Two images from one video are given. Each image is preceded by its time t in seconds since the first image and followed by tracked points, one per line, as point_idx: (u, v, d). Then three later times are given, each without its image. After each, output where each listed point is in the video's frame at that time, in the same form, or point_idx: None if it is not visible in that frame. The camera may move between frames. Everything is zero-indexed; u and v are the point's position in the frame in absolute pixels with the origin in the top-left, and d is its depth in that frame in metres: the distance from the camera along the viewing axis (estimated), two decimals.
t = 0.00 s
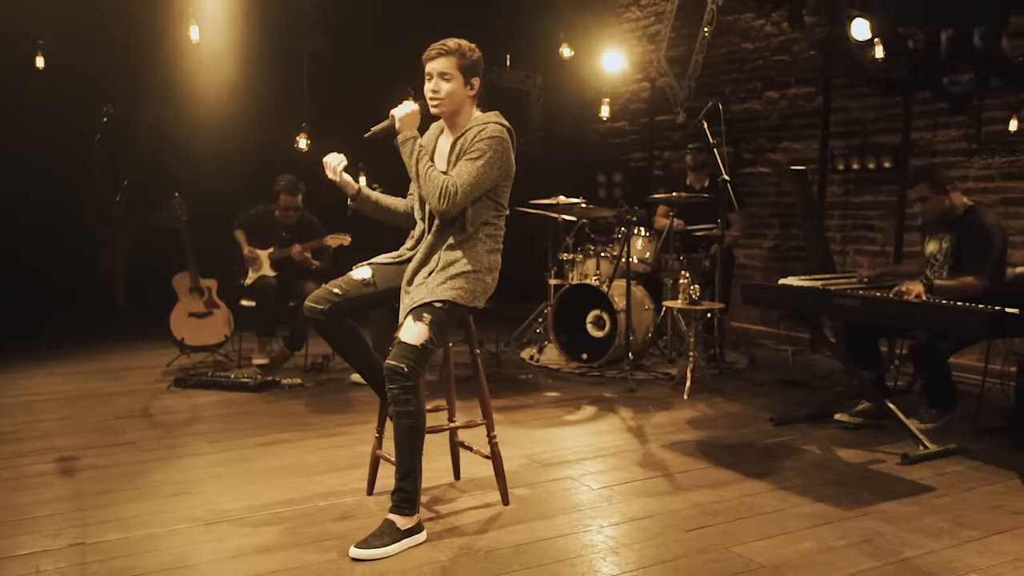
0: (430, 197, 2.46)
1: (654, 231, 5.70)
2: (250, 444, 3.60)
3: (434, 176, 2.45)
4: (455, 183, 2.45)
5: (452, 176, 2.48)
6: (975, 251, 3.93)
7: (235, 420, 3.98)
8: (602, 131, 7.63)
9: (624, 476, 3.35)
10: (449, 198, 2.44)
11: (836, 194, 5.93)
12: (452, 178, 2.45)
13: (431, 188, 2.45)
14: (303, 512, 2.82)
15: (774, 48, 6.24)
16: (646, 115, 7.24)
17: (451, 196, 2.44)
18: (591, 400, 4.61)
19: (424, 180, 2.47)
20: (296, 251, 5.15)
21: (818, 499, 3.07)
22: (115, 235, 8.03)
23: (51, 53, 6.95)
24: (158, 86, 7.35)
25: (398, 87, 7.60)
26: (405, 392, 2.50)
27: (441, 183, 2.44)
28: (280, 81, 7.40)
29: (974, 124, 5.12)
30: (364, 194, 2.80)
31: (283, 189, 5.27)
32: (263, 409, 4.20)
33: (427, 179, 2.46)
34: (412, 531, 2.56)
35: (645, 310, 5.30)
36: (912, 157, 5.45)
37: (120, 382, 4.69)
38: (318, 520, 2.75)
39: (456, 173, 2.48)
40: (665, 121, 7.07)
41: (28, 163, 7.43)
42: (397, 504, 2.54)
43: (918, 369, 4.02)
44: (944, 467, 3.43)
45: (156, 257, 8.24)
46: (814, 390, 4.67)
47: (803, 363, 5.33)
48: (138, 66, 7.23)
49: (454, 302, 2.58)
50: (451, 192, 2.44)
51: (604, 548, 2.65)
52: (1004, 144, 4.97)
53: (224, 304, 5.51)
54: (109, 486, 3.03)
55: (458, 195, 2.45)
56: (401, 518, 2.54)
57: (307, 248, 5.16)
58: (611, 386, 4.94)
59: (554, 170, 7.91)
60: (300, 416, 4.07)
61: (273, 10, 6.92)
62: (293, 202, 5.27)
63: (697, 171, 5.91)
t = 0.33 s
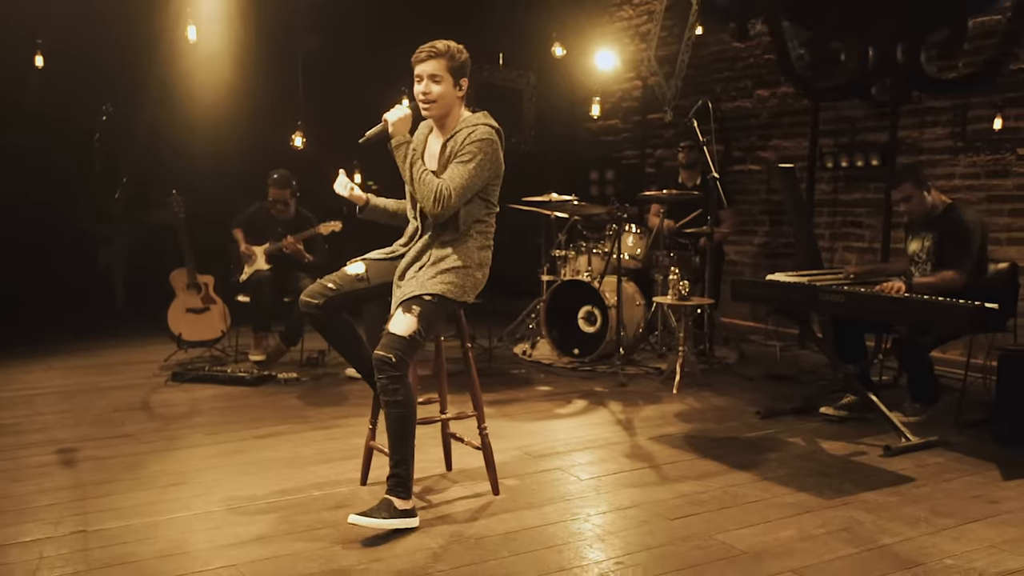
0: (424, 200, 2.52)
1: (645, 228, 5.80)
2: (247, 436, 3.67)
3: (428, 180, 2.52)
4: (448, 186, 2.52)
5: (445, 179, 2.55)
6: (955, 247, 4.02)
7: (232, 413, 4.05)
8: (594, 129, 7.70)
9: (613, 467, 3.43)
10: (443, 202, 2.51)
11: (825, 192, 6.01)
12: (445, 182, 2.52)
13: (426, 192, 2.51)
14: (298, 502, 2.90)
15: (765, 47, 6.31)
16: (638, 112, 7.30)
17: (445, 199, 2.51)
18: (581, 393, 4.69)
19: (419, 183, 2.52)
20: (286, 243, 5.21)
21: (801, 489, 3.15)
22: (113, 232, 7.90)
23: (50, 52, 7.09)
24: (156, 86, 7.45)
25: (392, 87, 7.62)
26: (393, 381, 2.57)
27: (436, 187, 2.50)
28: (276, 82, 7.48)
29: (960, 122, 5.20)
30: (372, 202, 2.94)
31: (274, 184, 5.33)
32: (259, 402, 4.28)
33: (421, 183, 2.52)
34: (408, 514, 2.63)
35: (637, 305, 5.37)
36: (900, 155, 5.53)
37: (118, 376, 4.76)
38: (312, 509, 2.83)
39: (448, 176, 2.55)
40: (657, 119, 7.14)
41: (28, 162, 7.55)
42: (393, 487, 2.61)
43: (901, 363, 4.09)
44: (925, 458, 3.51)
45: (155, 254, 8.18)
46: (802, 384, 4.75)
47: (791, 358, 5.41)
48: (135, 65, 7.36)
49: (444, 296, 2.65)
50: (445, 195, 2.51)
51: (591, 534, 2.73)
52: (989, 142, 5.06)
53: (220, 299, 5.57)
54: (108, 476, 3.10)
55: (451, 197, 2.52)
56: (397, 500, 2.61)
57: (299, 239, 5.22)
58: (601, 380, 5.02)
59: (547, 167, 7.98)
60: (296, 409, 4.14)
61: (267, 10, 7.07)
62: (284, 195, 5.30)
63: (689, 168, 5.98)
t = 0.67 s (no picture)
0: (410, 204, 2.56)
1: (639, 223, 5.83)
2: (242, 429, 3.72)
3: (415, 188, 2.56)
4: (435, 192, 2.57)
5: (431, 182, 2.60)
6: (936, 241, 4.10)
7: (228, 406, 4.11)
8: (590, 126, 7.73)
9: (603, 459, 3.48)
10: (431, 208, 2.56)
11: (817, 188, 6.05)
12: (431, 188, 2.57)
13: (411, 195, 2.54)
14: (292, 493, 2.95)
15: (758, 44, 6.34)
16: (633, 109, 7.34)
17: (432, 202, 2.55)
18: (574, 388, 4.74)
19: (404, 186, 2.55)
20: (284, 234, 5.22)
21: (786, 481, 3.20)
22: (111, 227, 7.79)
23: (48, 48, 7.15)
24: (153, 83, 7.51)
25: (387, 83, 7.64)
26: (388, 377, 2.62)
27: (421, 190, 2.55)
28: (274, 75, 7.60)
29: (949, 119, 5.25)
30: (372, 211, 2.98)
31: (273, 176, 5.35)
32: (255, 396, 4.33)
33: (407, 187, 2.55)
34: (395, 509, 2.69)
35: (630, 300, 5.43)
36: (891, 151, 5.58)
37: (115, 370, 4.81)
38: (305, 500, 2.88)
39: (433, 178, 2.60)
40: (652, 115, 7.18)
41: (32, 155, 7.58)
42: (380, 484, 2.67)
43: (888, 357, 4.15)
44: (910, 451, 3.57)
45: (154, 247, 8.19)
46: (792, 378, 4.80)
47: (783, 353, 5.46)
48: (136, 56, 7.37)
49: (437, 291, 2.69)
50: (431, 198, 2.56)
51: (579, 525, 2.78)
52: (977, 140, 5.11)
53: (217, 294, 5.63)
54: (104, 469, 3.15)
55: (438, 203, 2.57)
56: (384, 497, 2.67)
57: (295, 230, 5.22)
58: (594, 375, 5.07)
59: (542, 163, 8.01)
60: (290, 402, 4.19)
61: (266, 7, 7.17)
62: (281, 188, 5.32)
63: (682, 165, 6.02)
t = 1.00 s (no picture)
0: (400, 211, 2.63)
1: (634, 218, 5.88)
2: (237, 423, 3.78)
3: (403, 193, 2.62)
4: (422, 194, 2.63)
5: (417, 186, 2.65)
6: (929, 240, 4.11)
7: (224, 400, 4.17)
8: (587, 122, 7.78)
9: (592, 452, 3.53)
10: (422, 210, 2.63)
11: (811, 183, 6.08)
12: (419, 190, 2.63)
13: (400, 203, 2.61)
14: (284, 485, 3.01)
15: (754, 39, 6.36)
16: (630, 105, 7.38)
17: (421, 207, 2.62)
18: (568, 381, 4.80)
19: (392, 195, 2.61)
20: (283, 231, 5.21)
21: (772, 473, 3.25)
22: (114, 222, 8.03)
23: (45, 45, 7.19)
24: (152, 80, 7.56)
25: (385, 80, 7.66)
26: (377, 370, 2.67)
27: (409, 196, 2.61)
28: (272, 73, 7.59)
29: (941, 115, 5.27)
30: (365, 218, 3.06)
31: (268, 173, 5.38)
32: (250, 390, 4.39)
33: (395, 196, 2.61)
34: (383, 501, 2.75)
35: (625, 295, 5.47)
36: (884, 147, 5.61)
37: (113, 365, 4.87)
38: (295, 493, 2.93)
39: (419, 182, 2.65)
40: (649, 111, 7.21)
41: (28, 152, 7.64)
42: (370, 475, 2.73)
43: (877, 352, 4.19)
44: (896, 444, 3.61)
45: (153, 244, 8.32)
46: (784, 372, 4.85)
47: (775, 348, 5.50)
48: (132, 53, 7.38)
49: (426, 286, 2.74)
50: (420, 203, 2.62)
51: (566, 516, 2.83)
52: (968, 135, 5.14)
53: (215, 289, 5.69)
54: (99, 462, 3.21)
55: (428, 204, 2.64)
56: (372, 488, 2.72)
57: (294, 227, 5.21)
58: (588, 369, 5.11)
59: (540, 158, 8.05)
60: (285, 397, 4.25)
61: (262, 5, 7.11)
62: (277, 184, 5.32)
63: (677, 161, 6.05)
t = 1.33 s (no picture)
0: (395, 212, 2.71)
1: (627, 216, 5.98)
2: (231, 417, 3.83)
3: (394, 196, 2.69)
4: (413, 193, 2.70)
5: (406, 186, 2.73)
6: (916, 236, 4.14)
7: (219, 395, 4.23)
8: (584, 120, 7.83)
9: (581, 445, 3.58)
10: (415, 209, 2.70)
11: (804, 180, 6.13)
12: (408, 190, 2.70)
13: (393, 205, 2.69)
14: (276, 477, 3.06)
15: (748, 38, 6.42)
16: (625, 103, 7.44)
17: (413, 205, 2.69)
18: (560, 376, 4.85)
19: (383, 197, 2.69)
20: (278, 230, 5.25)
21: (756, 465, 3.30)
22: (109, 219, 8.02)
23: (42, 43, 7.31)
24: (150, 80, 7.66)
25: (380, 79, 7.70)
26: (368, 362, 2.72)
27: (400, 196, 2.69)
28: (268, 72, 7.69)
29: (931, 112, 5.32)
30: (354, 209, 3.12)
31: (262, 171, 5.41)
32: (245, 385, 4.44)
33: (388, 199, 2.69)
34: (371, 491, 2.80)
35: (618, 291, 5.52)
36: (875, 144, 5.65)
37: (111, 361, 4.92)
38: (286, 484, 2.99)
39: (407, 181, 2.73)
40: (645, 108, 7.27)
41: (27, 151, 7.77)
42: (357, 466, 2.78)
43: (864, 346, 4.23)
44: (880, 437, 3.66)
45: (150, 241, 8.29)
46: (775, 367, 4.90)
47: (767, 343, 5.55)
48: (131, 51, 7.52)
49: (414, 278, 2.79)
50: (413, 201, 2.69)
51: (552, 506, 2.89)
52: (957, 133, 5.19)
53: (212, 286, 5.75)
54: (94, 455, 3.26)
55: (420, 201, 2.71)
56: (360, 479, 2.78)
57: (289, 227, 5.26)
58: (581, 364, 5.17)
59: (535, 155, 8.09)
60: (280, 391, 4.31)
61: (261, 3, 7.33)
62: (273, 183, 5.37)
63: (670, 158, 6.10)
